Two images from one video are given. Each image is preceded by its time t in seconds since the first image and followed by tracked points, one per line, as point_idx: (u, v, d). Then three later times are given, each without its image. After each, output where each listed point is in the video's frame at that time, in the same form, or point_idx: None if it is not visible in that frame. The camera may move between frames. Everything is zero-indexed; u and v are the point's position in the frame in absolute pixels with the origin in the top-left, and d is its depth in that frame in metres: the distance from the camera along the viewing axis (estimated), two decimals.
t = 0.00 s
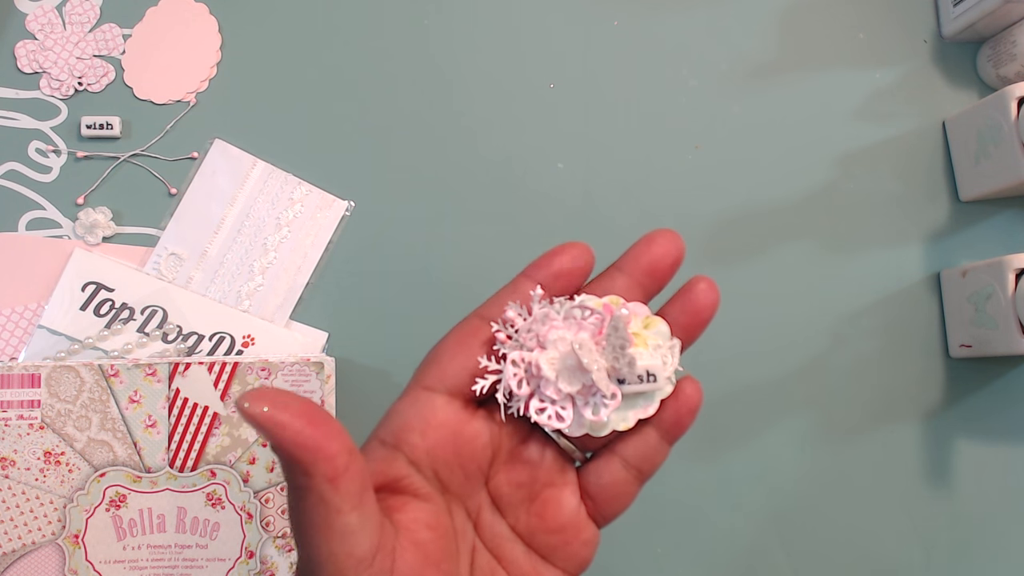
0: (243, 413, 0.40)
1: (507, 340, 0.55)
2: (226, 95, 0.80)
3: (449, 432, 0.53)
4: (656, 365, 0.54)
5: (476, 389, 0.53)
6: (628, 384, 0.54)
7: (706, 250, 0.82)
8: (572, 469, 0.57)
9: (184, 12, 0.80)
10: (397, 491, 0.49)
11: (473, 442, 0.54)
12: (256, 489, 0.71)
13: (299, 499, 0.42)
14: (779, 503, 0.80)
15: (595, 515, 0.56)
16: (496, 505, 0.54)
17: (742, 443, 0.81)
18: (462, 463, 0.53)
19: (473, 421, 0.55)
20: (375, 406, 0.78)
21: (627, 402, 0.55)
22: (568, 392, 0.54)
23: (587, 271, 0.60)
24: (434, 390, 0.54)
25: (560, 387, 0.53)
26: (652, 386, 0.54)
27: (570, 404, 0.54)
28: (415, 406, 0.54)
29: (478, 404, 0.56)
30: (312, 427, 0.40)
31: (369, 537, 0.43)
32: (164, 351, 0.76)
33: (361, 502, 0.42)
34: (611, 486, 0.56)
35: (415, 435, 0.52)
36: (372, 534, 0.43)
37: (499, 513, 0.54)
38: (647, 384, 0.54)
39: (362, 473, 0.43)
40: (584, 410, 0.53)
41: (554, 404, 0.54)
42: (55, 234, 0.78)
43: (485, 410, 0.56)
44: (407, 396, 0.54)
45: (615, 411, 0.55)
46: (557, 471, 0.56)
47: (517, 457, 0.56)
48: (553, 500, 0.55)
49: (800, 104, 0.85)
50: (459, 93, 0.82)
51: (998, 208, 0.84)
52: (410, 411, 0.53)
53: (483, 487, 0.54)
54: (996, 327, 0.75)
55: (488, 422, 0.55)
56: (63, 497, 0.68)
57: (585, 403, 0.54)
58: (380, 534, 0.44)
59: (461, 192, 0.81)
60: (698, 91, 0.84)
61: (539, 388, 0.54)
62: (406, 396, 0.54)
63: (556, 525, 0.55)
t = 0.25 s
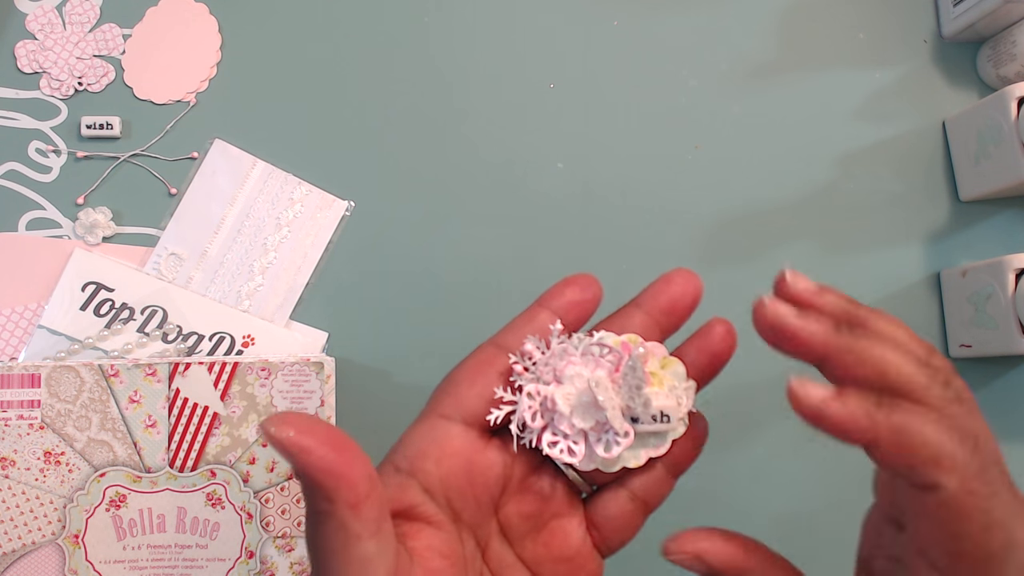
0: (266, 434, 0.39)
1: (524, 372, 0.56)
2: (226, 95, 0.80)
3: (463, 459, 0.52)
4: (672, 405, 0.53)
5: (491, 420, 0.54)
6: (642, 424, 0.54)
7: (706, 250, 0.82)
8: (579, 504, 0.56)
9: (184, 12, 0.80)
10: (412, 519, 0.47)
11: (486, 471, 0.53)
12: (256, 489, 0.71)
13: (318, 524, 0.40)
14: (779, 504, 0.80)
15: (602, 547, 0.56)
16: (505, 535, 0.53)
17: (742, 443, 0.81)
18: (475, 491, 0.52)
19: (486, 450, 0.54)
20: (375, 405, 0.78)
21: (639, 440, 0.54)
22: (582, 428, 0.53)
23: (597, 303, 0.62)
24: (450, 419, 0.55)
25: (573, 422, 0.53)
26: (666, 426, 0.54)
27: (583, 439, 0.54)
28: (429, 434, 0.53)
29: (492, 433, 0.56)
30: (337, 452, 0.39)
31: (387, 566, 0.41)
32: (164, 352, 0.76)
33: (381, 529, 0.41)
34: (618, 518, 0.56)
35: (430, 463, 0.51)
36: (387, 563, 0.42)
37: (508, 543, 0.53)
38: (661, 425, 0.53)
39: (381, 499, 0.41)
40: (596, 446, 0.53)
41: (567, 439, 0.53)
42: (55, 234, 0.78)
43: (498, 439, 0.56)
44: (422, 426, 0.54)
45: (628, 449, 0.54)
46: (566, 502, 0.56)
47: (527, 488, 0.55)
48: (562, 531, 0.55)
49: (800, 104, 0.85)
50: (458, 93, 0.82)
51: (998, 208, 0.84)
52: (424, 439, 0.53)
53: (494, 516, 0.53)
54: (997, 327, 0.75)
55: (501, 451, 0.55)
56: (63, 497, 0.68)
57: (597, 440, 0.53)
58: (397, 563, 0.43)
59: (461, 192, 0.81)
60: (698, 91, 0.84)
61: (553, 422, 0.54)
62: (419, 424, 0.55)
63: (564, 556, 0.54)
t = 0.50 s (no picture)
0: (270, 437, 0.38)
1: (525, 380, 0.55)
2: (226, 94, 0.80)
3: (462, 465, 0.52)
4: (667, 416, 0.54)
5: (490, 427, 0.53)
6: (639, 434, 0.53)
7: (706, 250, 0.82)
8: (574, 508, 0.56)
9: (184, 12, 0.80)
10: (410, 523, 0.47)
11: (485, 477, 0.53)
12: (257, 489, 0.71)
13: (320, 526, 0.40)
14: (780, 504, 0.80)
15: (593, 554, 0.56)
16: (500, 540, 0.53)
17: (742, 443, 0.81)
18: (472, 496, 0.52)
19: (485, 456, 0.54)
20: (375, 405, 0.78)
21: (635, 450, 0.53)
22: (580, 438, 0.53)
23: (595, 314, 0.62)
24: (450, 425, 0.54)
25: (572, 431, 0.53)
26: (662, 437, 0.53)
27: (580, 448, 0.53)
28: (429, 440, 0.53)
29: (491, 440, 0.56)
30: (343, 456, 0.39)
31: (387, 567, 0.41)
32: (164, 352, 0.76)
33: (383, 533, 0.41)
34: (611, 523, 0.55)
35: (428, 468, 0.51)
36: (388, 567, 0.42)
37: (502, 547, 0.53)
38: (657, 435, 0.53)
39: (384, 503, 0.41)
40: (592, 455, 0.52)
41: (565, 447, 0.53)
42: (55, 234, 0.78)
43: (497, 445, 0.55)
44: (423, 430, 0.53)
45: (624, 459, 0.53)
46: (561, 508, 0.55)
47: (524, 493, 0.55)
48: (556, 535, 0.55)
49: (799, 104, 0.85)
50: (458, 93, 0.82)
51: (998, 208, 0.84)
52: (423, 445, 0.52)
53: (489, 521, 0.53)
54: (996, 327, 0.75)
55: (500, 457, 0.54)
56: (63, 497, 0.68)
57: (594, 450, 0.53)
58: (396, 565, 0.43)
59: (461, 191, 0.81)
60: (698, 91, 0.84)
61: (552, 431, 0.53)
62: (419, 429, 0.54)
63: (557, 561, 0.54)
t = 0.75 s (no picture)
0: (274, 465, 0.39)
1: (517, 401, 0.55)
2: (226, 94, 0.80)
3: (453, 492, 0.53)
4: (656, 441, 0.52)
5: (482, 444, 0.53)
6: (629, 458, 0.52)
7: (706, 250, 0.82)
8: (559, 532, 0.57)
9: (184, 12, 0.80)
10: (403, 552, 0.47)
11: (474, 502, 0.54)
12: (257, 489, 0.71)
13: (319, 555, 0.40)
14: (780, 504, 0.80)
15: None
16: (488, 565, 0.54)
17: (742, 443, 0.81)
18: (462, 523, 0.53)
19: (475, 482, 0.54)
20: (375, 405, 0.78)
21: (624, 473, 0.52)
22: (569, 459, 0.51)
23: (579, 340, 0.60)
24: (442, 452, 0.54)
25: (562, 452, 0.51)
26: (651, 462, 0.52)
27: (570, 469, 0.51)
28: (421, 467, 0.53)
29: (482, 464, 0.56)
30: (345, 484, 0.39)
31: None
32: (164, 352, 0.76)
33: (380, 562, 0.41)
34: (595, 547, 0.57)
35: (420, 496, 0.51)
36: None
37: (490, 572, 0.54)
38: (646, 460, 0.52)
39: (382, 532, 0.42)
40: (582, 477, 0.51)
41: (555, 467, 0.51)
42: (55, 234, 0.78)
43: (487, 470, 0.56)
44: (416, 461, 0.53)
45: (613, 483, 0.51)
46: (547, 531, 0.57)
47: (511, 517, 0.56)
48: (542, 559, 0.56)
49: (800, 104, 0.85)
50: (458, 93, 0.82)
51: (998, 208, 0.84)
52: (414, 471, 0.53)
53: (478, 546, 0.54)
54: (996, 327, 0.75)
55: (489, 482, 0.55)
56: (63, 497, 0.68)
57: (584, 471, 0.51)
58: None
59: (462, 191, 0.81)
60: (698, 91, 0.84)
61: (542, 451, 0.52)
62: (409, 457, 0.54)
63: None
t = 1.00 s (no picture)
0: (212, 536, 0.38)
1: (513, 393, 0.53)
2: (226, 94, 0.80)
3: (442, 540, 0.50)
4: (654, 422, 0.52)
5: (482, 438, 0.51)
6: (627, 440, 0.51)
7: (706, 250, 0.82)
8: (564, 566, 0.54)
9: (184, 12, 0.80)
10: None
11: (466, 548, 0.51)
12: (257, 489, 0.70)
13: None
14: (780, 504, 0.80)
15: None
16: None
17: (741, 443, 0.81)
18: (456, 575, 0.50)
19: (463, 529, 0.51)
20: (375, 405, 0.78)
21: (623, 455, 0.52)
22: (571, 448, 0.50)
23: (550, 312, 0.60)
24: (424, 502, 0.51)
25: (564, 441, 0.50)
26: (649, 442, 0.51)
27: (571, 455, 0.51)
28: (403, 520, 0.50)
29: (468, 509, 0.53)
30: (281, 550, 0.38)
31: None
32: (164, 352, 0.76)
33: None
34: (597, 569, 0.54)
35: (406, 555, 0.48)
36: None
37: None
38: (644, 440, 0.51)
39: None
40: (584, 462, 0.50)
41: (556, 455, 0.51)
42: (55, 234, 0.78)
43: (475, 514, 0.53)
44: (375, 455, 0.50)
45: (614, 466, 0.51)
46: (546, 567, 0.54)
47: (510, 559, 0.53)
48: None
49: (800, 104, 0.85)
50: (458, 93, 0.82)
51: (998, 208, 0.84)
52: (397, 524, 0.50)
53: None
54: (997, 327, 0.75)
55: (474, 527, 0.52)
56: (63, 497, 0.68)
57: (585, 456, 0.50)
58: None
59: (462, 191, 0.81)
60: (698, 91, 0.84)
61: (542, 443, 0.51)
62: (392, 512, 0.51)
63: None
